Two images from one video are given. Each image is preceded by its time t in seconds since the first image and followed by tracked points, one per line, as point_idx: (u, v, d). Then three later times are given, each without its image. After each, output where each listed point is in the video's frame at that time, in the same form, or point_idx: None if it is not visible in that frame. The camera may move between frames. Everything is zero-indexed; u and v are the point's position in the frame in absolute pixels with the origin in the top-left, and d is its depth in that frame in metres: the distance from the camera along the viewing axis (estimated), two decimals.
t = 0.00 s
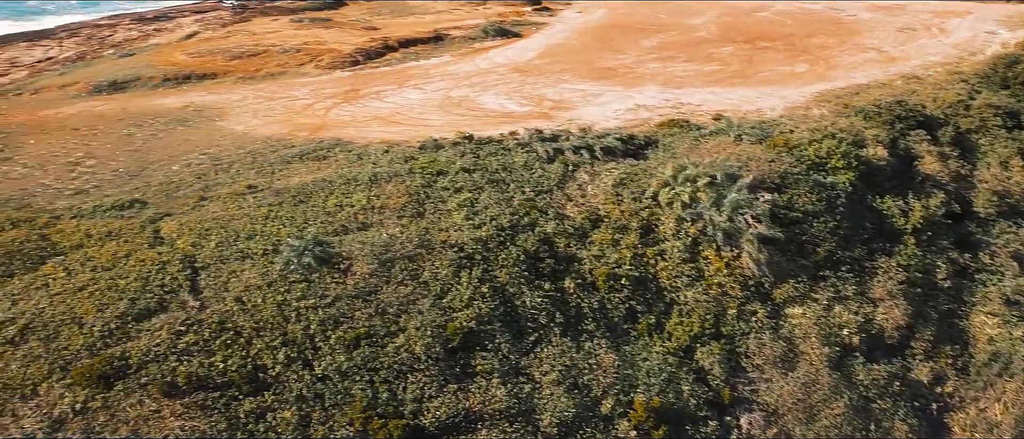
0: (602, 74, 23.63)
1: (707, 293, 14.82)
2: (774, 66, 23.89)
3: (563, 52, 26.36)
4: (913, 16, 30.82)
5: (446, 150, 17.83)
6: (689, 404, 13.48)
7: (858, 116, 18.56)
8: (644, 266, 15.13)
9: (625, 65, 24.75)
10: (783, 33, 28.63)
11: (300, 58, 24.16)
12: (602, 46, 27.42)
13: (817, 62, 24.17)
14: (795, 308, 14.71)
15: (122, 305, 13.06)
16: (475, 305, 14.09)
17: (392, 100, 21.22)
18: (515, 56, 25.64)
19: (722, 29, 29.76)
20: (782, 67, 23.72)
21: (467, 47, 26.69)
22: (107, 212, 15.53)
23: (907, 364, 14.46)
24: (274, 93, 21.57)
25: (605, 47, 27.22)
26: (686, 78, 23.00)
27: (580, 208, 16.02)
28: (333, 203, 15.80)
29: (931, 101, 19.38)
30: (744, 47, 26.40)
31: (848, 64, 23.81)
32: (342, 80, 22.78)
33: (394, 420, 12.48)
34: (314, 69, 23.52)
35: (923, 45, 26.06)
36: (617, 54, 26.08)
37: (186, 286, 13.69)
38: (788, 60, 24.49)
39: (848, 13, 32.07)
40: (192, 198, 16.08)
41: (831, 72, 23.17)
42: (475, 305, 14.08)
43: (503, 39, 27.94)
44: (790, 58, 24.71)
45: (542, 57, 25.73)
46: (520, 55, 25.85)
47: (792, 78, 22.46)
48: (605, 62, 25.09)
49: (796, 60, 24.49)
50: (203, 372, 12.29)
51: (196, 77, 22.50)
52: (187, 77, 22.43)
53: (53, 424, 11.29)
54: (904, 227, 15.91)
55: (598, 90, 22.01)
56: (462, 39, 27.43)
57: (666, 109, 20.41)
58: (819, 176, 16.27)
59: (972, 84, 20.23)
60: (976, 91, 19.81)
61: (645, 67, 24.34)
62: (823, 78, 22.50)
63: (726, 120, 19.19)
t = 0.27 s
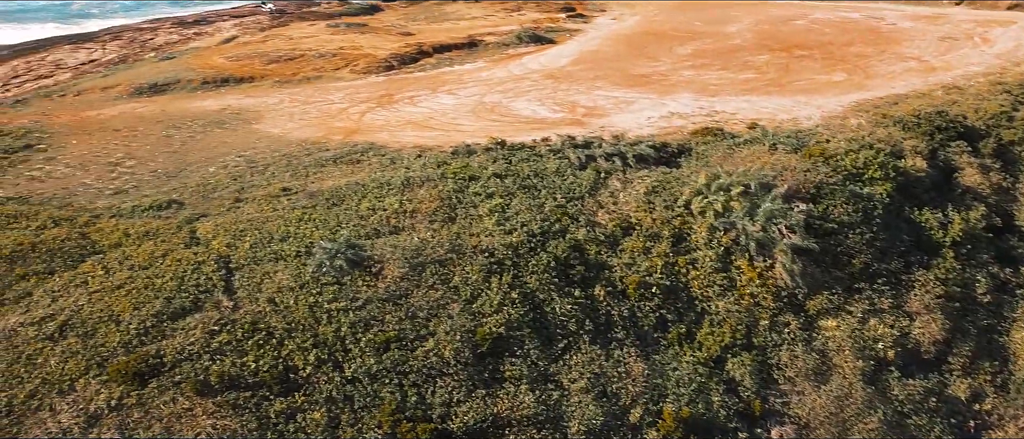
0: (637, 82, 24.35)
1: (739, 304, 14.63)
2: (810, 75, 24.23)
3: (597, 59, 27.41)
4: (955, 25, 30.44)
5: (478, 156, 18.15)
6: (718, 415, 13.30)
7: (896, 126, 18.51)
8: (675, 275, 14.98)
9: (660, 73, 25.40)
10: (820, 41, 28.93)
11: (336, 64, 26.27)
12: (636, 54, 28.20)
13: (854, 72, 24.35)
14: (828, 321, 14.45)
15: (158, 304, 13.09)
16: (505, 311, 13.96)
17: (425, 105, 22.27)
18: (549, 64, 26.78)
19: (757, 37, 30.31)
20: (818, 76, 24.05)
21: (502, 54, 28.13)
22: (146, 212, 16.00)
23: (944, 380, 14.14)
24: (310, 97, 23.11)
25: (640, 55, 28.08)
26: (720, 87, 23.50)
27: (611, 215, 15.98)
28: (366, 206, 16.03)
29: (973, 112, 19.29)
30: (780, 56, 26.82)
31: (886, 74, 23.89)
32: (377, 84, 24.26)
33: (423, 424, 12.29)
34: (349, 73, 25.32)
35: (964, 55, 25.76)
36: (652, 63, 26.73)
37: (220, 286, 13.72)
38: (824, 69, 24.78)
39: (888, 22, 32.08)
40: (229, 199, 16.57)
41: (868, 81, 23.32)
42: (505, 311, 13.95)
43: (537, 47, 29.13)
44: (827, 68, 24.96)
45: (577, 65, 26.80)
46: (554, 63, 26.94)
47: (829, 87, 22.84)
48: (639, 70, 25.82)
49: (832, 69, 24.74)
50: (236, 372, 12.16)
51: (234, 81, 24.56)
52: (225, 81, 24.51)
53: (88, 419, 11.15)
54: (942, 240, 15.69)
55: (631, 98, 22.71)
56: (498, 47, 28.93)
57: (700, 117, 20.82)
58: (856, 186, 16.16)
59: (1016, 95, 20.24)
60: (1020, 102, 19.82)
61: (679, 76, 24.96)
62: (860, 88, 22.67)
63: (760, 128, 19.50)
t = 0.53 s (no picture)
0: (650, 89, 24.44)
1: (752, 312, 14.34)
2: (825, 82, 24.22)
3: (610, 65, 27.57)
4: (971, 33, 30.24)
5: (490, 162, 18.36)
6: (731, 424, 12.92)
7: (912, 134, 18.53)
8: (688, 283, 14.83)
9: (673, 79, 25.48)
10: (835, 48, 28.95)
11: (350, 70, 26.61)
12: (650, 60, 28.30)
13: (869, 79, 24.33)
14: (843, 329, 14.14)
15: (172, 307, 13.13)
16: (517, 317, 13.72)
17: (438, 111, 22.51)
18: (562, 69, 26.95)
19: (772, 43, 30.38)
20: (833, 83, 24.05)
21: (516, 60, 28.35)
22: (160, 216, 16.21)
23: (959, 391, 13.79)
24: (324, 103, 23.41)
25: (653, 61, 28.21)
26: (734, 93, 23.53)
27: (624, 222, 16.02)
28: (378, 212, 16.14)
29: (990, 121, 19.37)
30: (794, 63, 26.86)
31: (902, 82, 23.84)
32: (391, 89, 24.57)
33: (433, 430, 11.94)
34: (364, 79, 25.65)
35: (980, 63, 25.60)
36: (665, 69, 26.83)
37: (234, 290, 13.74)
38: (839, 76, 24.79)
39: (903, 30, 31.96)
40: (242, 203, 16.84)
41: (884, 89, 23.27)
42: (516, 318, 13.70)
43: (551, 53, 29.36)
44: (842, 75, 24.96)
45: (590, 70, 26.94)
46: (567, 69, 27.12)
47: (844, 95, 22.79)
48: (653, 76, 25.91)
49: (847, 77, 24.75)
50: (247, 376, 12.03)
51: (249, 86, 24.93)
52: (240, 87, 24.87)
53: (101, 422, 11.09)
54: (958, 248, 15.57)
55: (644, 104, 22.81)
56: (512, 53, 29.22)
57: (713, 124, 20.91)
58: (870, 194, 16.18)
59: None
60: None
61: (693, 82, 25.03)
62: (875, 96, 22.65)
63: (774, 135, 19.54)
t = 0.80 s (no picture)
0: (651, 95, 24.50)
1: (752, 318, 14.32)
2: (825, 88, 24.29)
3: (610, 71, 27.67)
4: (971, 39, 30.30)
5: (491, 168, 18.41)
6: (732, 431, 12.75)
7: (912, 141, 18.58)
8: (688, 289, 14.82)
9: (674, 86, 25.55)
10: (835, 55, 29.04)
11: (352, 76, 26.69)
12: (650, 66, 28.38)
13: (870, 85, 24.38)
14: (844, 336, 14.08)
15: (172, 314, 13.10)
16: (517, 323, 13.66)
17: (439, 117, 22.59)
18: (563, 76, 27.04)
19: (772, 50, 30.48)
20: (833, 90, 24.11)
21: (516, 66, 28.46)
22: (160, 222, 16.22)
23: (960, 398, 13.75)
24: (325, 109, 23.47)
25: (654, 67, 28.31)
26: (734, 100, 23.59)
27: (624, 229, 16.06)
28: (379, 218, 16.16)
29: (990, 127, 19.45)
30: (794, 69, 26.95)
31: (902, 88, 23.88)
32: (392, 95, 24.65)
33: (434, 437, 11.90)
34: (365, 85, 25.74)
35: (980, 69, 25.66)
36: (666, 75, 26.91)
37: (234, 297, 13.73)
38: (839, 83, 24.85)
39: (903, 36, 32.03)
40: (242, 210, 16.87)
41: (884, 95, 23.31)
42: (516, 324, 13.65)
43: (552, 59, 29.46)
44: (842, 81, 25.03)
45: (591, 76, 27.02)
46: (568, 75, 27.21)
47: (845, 101, 22.83)
48: (653, 83, 25.98)
49: (848, 83, 24.81)
50: (247, 382, 11.98)
51: (250, 92, 24.98)
52: (241, 93, 24.92)
53: (101, 429, 11.03)
54: (958, 255, 15.54)
55: (644, 110, 22.88)
56: (513, 59, 29.30)
57: (713, 130, 20.98)
58: (871, 201, 16.21)
59: None
60: None
61: (693, 88, 25.10)
62: (875, 102, 22.71)
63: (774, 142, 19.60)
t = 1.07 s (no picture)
0: (651, 102, 24.54)
1: (752, 326, 14.29)
2: (824, 96, 24.35)
3: (610, 78, 27.73)
4: (970, 47, 30.37)
5: (491, 175, 18.42)
6: None
7: (912, 148, 18.61)
8: (688, 297, 14.80)
9: (673, 93, 25.61)
10: (834, 62, 29.11)
11: (352, 83, 26.71)
12: (650, 74, 28.45)
13: (869, 93, 24.42)
14: (844, 344, 14.04)
15: (171, 321, 13.07)
16: (517, 331, 13.62)
17: (440, 124, 22.63)
18: (563, 83, 27.11)
19: (772, 57, 30.57)
20: (832, 97, 24.16)
21: (516, 74, 28.53)
22: (160, 229, 16.22)
23: (961, 406, 13.72)
24: (325, 116, 23.50)
25: (654, 75, 28.39)
26: (733, 107, 23.63)
27: (624, 236, 16.07)
28: (379, 225, 16.16)
29: (990, 135, 19.48)
30: (793, 77, 27.01)
31: (901, 96, 23.92)
32: (392, 103, 24.68)
33: None
34: (365, 92, 25.76)
35: (979, 77, 25.72)
36: (665, 83, 26.98)
37: (234, 304, 13.70)
38: (838, 91, 24.91)
39: (902, 44, 32.11)
40: (242, 217, 16.86)
41: (884, 103, 23.35)
42: (516, 332, 13.61)
43: (552, 66, 29.52)
44: (841, 89, 25.08)
45: (590, 84, 27.08)
46: (568, 82, 27.27)
47: (844, 109, 22.87)
48: (653, 90, 26.04)
49: (847, 91, 24.86)
50: (247, 390, 11.96)
51: (250, 99, 25.03)
52: (241, 99, 24.95)
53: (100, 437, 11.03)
54: (958, 262, 15.53)
55: (644, 118, 22.93)
56: (512, 67, 29.37)
57: (712, 138, 21.03)
58: (870, 208, 16.21)
59: None
60: None
61: (692, 96, 25.16)
62: (874, 109, 22.76)
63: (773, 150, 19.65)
